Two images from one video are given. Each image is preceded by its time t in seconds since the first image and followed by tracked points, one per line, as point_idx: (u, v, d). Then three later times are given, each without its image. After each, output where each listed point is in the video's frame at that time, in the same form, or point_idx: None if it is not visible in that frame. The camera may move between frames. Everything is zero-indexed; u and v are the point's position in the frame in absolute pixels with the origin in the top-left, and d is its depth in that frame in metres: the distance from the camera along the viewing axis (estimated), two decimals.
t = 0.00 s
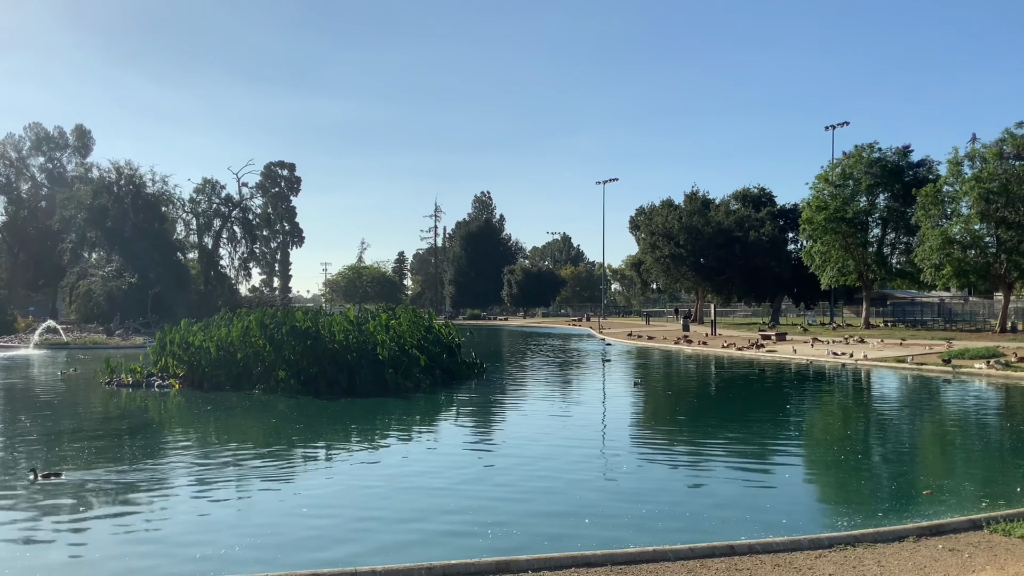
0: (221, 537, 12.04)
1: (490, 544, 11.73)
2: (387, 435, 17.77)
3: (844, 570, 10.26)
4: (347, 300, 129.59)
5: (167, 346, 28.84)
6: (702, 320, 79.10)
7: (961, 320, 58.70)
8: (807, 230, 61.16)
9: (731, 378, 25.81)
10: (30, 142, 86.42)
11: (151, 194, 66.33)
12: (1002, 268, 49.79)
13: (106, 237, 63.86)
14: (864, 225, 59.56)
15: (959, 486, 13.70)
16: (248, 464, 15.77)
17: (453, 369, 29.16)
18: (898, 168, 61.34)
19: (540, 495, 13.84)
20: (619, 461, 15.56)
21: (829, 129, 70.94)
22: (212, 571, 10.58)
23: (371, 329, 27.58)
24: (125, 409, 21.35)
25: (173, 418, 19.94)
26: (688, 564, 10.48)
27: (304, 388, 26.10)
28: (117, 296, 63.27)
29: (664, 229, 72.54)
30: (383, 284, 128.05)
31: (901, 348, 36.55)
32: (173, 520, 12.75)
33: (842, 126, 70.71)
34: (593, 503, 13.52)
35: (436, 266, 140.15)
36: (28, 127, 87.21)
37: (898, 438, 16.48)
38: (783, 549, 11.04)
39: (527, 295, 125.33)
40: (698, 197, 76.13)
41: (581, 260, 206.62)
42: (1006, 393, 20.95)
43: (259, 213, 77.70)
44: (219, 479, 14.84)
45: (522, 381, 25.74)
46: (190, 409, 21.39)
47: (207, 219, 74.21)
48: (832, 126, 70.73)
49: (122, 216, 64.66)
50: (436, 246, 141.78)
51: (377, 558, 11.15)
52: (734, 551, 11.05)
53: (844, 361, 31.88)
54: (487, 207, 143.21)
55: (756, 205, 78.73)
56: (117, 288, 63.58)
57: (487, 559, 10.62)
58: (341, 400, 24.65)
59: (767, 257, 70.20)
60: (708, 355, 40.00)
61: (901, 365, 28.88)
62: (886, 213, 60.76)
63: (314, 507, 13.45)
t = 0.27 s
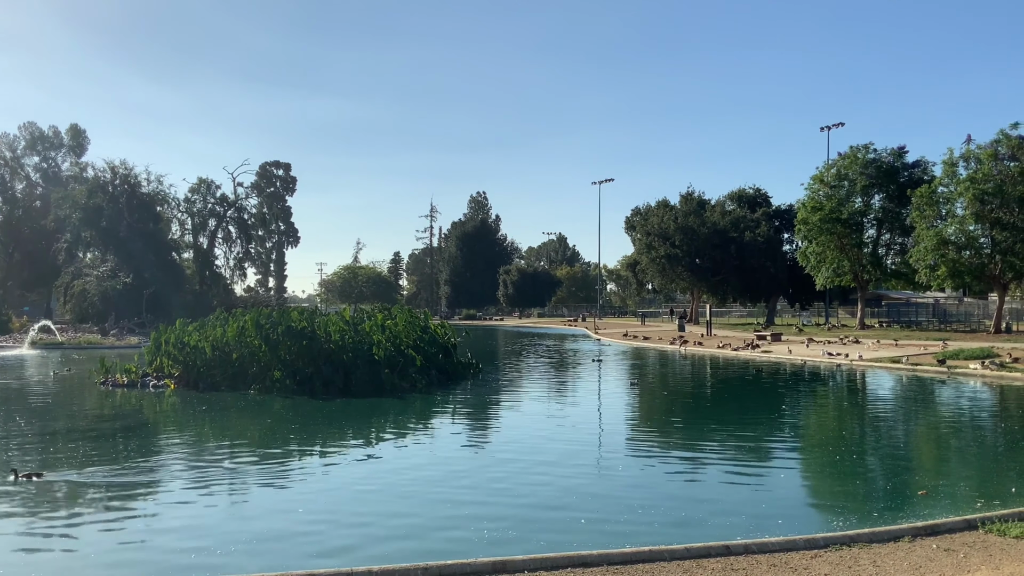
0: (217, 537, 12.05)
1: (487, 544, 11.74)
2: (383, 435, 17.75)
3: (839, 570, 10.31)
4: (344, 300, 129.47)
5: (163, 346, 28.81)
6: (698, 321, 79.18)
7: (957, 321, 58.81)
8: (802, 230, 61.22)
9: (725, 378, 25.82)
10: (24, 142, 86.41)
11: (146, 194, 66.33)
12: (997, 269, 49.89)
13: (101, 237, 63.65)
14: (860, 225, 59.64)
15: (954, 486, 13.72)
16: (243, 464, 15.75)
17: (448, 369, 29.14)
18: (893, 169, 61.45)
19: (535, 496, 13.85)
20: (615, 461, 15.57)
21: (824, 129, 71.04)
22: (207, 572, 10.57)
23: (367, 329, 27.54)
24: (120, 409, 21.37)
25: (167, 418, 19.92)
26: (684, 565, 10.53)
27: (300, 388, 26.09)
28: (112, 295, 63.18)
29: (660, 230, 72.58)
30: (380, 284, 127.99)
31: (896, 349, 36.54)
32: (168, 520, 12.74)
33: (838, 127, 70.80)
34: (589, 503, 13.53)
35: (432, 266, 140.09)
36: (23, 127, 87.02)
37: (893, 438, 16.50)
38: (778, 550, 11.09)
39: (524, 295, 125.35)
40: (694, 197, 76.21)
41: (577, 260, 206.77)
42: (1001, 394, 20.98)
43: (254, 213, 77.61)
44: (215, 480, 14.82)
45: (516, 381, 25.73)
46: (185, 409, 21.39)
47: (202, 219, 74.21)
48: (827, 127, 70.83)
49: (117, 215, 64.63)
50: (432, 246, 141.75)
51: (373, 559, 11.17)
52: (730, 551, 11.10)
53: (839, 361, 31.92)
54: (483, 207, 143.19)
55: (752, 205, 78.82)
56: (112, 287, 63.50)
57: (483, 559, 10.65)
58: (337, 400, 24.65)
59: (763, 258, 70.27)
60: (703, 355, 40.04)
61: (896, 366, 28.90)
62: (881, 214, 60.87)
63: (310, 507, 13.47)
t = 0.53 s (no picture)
0: (222, 536, 12.07)
1: (492, 543, 11.79)
2: (387, 434, 17.77)
3: (843, 568, 10.38)
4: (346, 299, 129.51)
5: (167, 346, 28.84)
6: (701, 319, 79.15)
7: (960, 318, 58.70)
8: (805, 228, 61.13)
9: (729, 376, 25.79)
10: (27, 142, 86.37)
11: (149, 194, 66.30)
12: (1000, 266, 49.81)
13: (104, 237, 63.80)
14: (862, 223, 59.56)
15: (958, 484, 13.71)
16: (247, 463, 15.77)
17: (452, 368, 29.14)
18: (896, 166, 61.39)
19: (539, 494, 13.87)
20: (619, 459, 15.59)
21: (826, 127, 71.12)
22: (212, 571, 10.61)
23: (371, 328, 27.54)
24: (124, 408, 21.42)
25: (172, 417, 19.94)
26: (688, 563, 10.60)
27: (304, 387, 26.14)
28: (115, 295, 63.24)
29: (663, 228, 72.54)
30: (382, 283, 127.99)
31: (900, 346, 36.45)
32: (173, 520, 12.77)
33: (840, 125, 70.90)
34: (593, 501, 13.56)
35: (435, 265, 140.11)
36: (26, 127, 87.05)
37: (897, 436, 16.48)
38: (782, 547, 11.16)
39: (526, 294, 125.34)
40: (697, 195, 76.17)
41: (579, 259, 206.57)
42: (1005, 391, 20.93)
43: (257, 212, 77.64)
44: (219, 479, 14.85)
45: (519, 380, 25.72)
46: (189, 409, 21.43)
47: (205, 219, 74.21)
48: (830, 125, 70.94)
49: (121, 215, 64.70)
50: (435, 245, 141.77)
51: (378, 557, 11.21)
52: (734, 549, 11.17)
53: (843, 359, 31.87)
54: (485, 206, 143.17)
55: (755, 203, 78.73)
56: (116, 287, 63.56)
57: (487, 558, 10.71)
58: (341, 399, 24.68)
59: (766, 255, 70.22)
60: (706, 353, 40.03)
61: (899, 364, 28.88)
62: (884, 211, 60.81)
63: (315, 505, 13.50)
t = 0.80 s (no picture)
0: (232, 534, 12.09)
1: (503, 537, 11.86)
2: (397, 431, 17.78)
3: (855, 562, 10.49)
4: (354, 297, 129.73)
5: (177, 344, 28.94)
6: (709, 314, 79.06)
7: (970, 311, 58.52)
8: (814, 222, 60.97)
9: (738, 372, 25.72)
10: (36, 142, 86.45)
11: (158, 193, 66.30)
12: (1010, 259, 49.60)
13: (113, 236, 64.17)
14: (872, 216, 59.37)
15: (971, 477, 13.66)
16: (257, 461, 15.76)
17: (461, 364, 29.19)
18: (905, 159, 61.10)
19: (549, 489, 13.92)
20: (629, 454, 15.58)
21: (834, 121, 70.88)
22: (225, 568, 10.67)
23: (380, 325, 27.59)
24: (135, 407, 21.48)
25: (183, 416, 19.99)
26: (700, 557, 10.70)
27: (314, 384, 26.26)
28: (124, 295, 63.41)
29: (671, 223, 72.40)
30: (389, 280, 128.11)
31: (911, 340, 36.34)
32: (184, 518, 12.77)
33: (848, 118, 70.61)
34: (604, 495, 13.60)
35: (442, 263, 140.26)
36: (35, 128, 87.29)
37: (907, 430, 16.42)
38: (794, 542, 11.26)
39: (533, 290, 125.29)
40: (705, 189, 76.02)
41: (587, 255, 206.38)
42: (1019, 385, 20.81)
43: (265, 211, 77.74)
44: (229, 477, 14.84)
45: (529, 376, 25.75)
46: (200, 407, 21.51)
47: (214, 218, 74.22)
48: (837, 118, 70.70)
49: (130, 215, 64.84)
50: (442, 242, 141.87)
51: (389, 553, 11.28)
52: (746, 543, 11.27)
53: (854, 353, 31.77)
54: (492, 202, 143.20)
55: (763, 197, 78.54)
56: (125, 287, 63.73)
57: (499, 554, 10.79)
58: (351, 396, 24.73)
59: (774, 249, 70.07)
60: (716, 348, 40.00)
61: (911, 357, 28.79)
62: (894, 204, 60.55)
63: (326, 503, 13.52)
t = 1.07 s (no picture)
0: (241, 531, 12.16)
1: (511, 532, 11.94)
2: (405, 427, 17.83)
3: (864, 555, 10.61)
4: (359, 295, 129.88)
5: (185, 343, 29.02)
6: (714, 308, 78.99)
7: (977, 303, 58.39)
8: (820, 215, 60.85)
9: (745, 365, 25.69)
10: (42, 142, 86.61)
11: (164, 192, 66.71)
12: (1017, 250, 49.44)
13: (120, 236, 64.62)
14: (879, 209, 59.11)
15: (979, 469, 13.64)
16: (265, 458, 15.82)
17: (467, 360, 29.20)
18: (911, 151, 60.90)
19: (558, 484, 13.97)
20: (636, 448, 15.61)
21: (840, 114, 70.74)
22: (235, 566, 10.73)
23: (386, 322, 27.63)
24: (144, 405, 21.56)
25: (191, 414, 20.05)
26: (709, 551, 10.82)
27: (321, 382, 26.32)
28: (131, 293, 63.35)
29: (677, 217, 72.05)
30: (395, 278, 128.17)
31: (919, 332, 36.20)
32: (193, 516, 12.84)
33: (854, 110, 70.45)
34: (612, 490, 13.66)
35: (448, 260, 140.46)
36: (40, 128, 87.48)
37: (915, 422, 16.40)
38: (803, 535, 11.37)
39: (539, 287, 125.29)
40: (710, 183, 75.93)
41: (592, 250, 205.97)
42: None
43: (271, 209, 77.83)
44: (237, 475, 14.91)
45: (535, 372, 25.78)
46: (208, 405, 21.57)
47: (220, 216, 74.19)
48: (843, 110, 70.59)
49: (136, 215, 65.25)
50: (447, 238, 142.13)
51: (398, 548, 11.36)
52: (755, 537, 11.37)
53: (861, 346, 31.71)
54: (498, 198, 143.40)
55: (769, 191, 78.25)
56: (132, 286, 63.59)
57: (507, 550, 10.89)
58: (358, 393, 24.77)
59: (780, 242, 70.08)
60: (722, 343, 39.94)
61: (918, 350, 28.73)
62: (900, 196, 60.38)
63: (334, 499, 13.59)
